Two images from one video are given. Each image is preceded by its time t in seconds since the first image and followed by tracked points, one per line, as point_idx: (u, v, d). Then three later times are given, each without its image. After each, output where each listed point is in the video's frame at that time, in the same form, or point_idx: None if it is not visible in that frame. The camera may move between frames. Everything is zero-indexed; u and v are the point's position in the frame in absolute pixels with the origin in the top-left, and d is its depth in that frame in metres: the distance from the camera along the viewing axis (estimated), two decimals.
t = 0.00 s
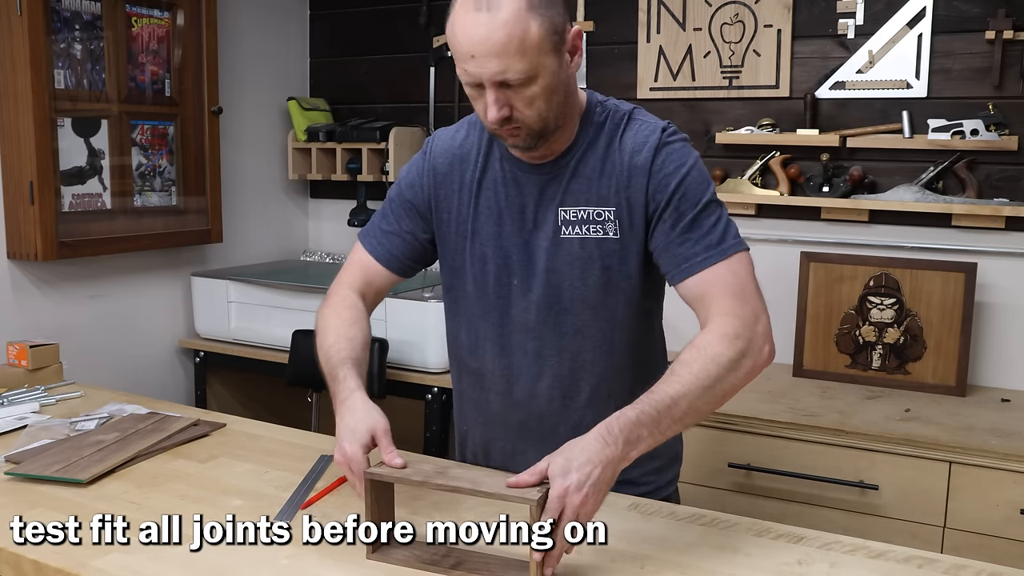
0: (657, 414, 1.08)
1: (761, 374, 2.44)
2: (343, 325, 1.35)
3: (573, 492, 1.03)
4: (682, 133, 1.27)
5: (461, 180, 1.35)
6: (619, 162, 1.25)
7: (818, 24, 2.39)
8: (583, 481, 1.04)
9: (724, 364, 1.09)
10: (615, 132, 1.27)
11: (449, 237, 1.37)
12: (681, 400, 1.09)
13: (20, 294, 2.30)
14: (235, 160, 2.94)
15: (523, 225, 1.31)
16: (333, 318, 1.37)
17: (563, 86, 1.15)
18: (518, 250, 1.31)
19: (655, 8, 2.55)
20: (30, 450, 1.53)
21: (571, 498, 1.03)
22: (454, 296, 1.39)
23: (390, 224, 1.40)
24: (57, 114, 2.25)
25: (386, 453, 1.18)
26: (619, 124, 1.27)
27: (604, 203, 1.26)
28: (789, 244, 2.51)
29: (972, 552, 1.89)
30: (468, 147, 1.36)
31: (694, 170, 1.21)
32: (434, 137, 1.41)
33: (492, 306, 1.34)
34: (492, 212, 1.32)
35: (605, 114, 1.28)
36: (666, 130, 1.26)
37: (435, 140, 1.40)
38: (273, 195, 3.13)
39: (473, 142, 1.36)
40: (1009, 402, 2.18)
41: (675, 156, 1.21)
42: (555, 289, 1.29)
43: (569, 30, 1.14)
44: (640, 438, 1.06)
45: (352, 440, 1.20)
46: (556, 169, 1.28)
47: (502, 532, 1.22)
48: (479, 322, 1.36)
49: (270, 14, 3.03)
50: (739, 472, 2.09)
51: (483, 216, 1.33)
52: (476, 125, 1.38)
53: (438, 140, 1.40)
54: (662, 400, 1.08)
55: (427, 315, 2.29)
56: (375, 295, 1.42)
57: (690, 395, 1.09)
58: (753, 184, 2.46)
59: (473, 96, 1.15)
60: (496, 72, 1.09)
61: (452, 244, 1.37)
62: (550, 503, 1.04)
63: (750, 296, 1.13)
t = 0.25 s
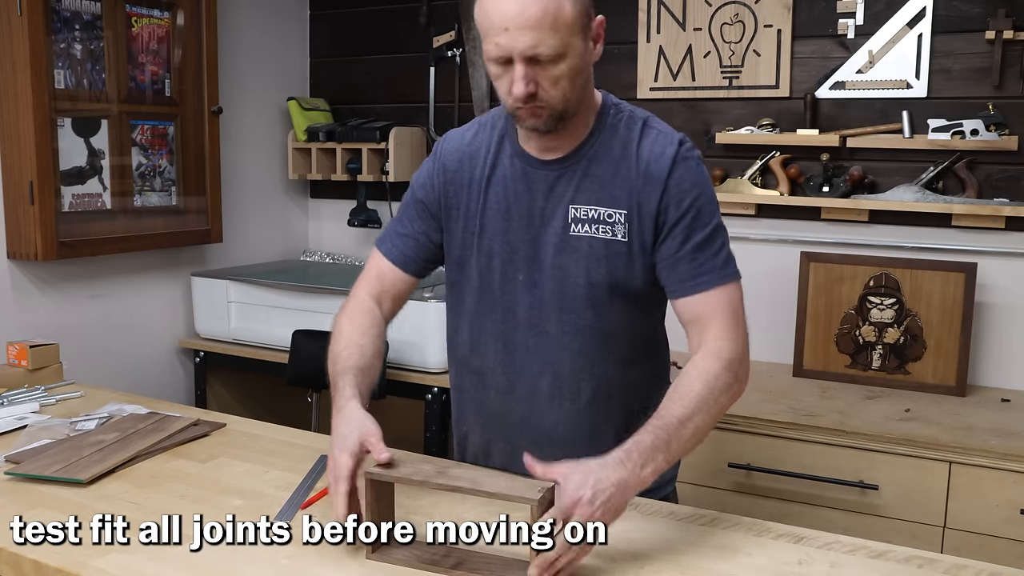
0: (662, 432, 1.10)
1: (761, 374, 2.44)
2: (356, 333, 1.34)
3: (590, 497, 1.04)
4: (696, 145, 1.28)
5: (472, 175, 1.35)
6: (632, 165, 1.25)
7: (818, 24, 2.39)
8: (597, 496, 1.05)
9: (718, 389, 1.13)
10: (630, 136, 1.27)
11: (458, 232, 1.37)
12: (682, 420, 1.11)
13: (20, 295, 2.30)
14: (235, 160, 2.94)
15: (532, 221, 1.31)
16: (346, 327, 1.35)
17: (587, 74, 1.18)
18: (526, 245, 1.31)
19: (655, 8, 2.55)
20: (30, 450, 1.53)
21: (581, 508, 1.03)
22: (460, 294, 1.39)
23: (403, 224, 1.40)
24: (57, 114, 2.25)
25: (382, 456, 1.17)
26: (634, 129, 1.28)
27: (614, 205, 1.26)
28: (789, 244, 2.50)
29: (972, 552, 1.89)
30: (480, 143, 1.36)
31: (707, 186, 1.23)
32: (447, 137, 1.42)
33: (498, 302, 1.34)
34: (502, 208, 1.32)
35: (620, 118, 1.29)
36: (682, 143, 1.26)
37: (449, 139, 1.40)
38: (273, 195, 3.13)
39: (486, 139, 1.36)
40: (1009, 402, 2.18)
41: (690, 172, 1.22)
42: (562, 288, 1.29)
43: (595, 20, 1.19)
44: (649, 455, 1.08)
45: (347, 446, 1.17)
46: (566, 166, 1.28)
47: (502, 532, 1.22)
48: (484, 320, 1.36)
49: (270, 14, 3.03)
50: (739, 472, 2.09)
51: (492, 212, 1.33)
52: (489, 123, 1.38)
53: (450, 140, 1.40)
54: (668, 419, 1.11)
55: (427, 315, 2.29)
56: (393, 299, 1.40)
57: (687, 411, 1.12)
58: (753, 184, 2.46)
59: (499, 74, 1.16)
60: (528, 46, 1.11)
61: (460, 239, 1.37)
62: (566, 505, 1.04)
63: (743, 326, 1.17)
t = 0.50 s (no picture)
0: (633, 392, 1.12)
1: (761, 374, 2.44)
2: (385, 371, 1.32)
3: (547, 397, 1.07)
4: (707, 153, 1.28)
5: (480, 179, 1.34)
6: (642, 170, 1.25)
7: (817, 24, 2.39)
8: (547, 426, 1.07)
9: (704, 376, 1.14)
10: (641, 142, 1.27)
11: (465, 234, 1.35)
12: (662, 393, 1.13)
13: (20, 294, 2.30)
14: (235, 160, 2.94)
15: (540, 224, 1.30)
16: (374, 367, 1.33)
17: (607, 81, 1.19)
18: (534, 248, 1.30)
19: (655, 8, 2.55)
20: (30, 450, 1.53)
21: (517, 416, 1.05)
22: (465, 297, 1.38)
23: (418, 236, 1.39)
24: (57, 114, 2.25)
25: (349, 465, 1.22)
26: (646, 135, 1.28)
27: (623, 209, 1.25)
28: (789, 244, 2.50)
29: (973, 552, 1.89)
30: (489, 148, 1.35)
31: (717, 195, 1.23)
32: (456, 144, 1.40)
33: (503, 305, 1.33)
34: (509, 211, 1.31)
35: (631, 124, 1.29)
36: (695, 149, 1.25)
37: (457, 146, 1.39)
38: (273, 195, 3.13)
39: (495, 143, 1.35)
40: (1009, 402, 2.18)
41: (701, 183, 1.23)
42: (569, 290, 1.29)
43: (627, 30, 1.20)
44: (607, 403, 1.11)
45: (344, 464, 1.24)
46: (575, 169, 1.28)
47: (502, 532, 1.22)
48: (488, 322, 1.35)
49: (270, 14, 3.03)
50: (739, 472, 2.09)
51: (499, 214, 1.32)
52: (498, 128, 1.37)
53: (458, 147, 1.38)
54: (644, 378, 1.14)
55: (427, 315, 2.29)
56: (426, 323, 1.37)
57: (669, 390, 1.13)
58: (753, 184, 2.47)
59: (522, 63, 1.17)
60: (556, 39, 1.13)
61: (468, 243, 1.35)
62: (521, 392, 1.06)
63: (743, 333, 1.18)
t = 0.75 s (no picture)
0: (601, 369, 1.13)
1: (761, 374, 2.44)
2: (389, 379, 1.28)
3: (513, 341, 1.06)
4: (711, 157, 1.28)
5: (487, 179, 1.33)
6: (648, 171, 1.25)
7: (817, 24, 2.39)
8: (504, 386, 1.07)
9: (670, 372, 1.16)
10: (648, 144, 1.27)
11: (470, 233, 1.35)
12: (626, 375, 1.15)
13: (20, 294, 2.30)
14: (235, 160, 2.94)
15: (546, 224, 1.30)
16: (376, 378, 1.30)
17: (616, 82, 1.19)
18: (539, 248, 1.30)
19: (655, 8, 2.55)
20: (30, 450, 1.53)
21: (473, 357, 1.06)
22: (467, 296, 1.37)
23: (423, 235, 1.38)
24: (57, 114, 2.25)
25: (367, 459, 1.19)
26: (651, 137, 1.28)
27: (629, 209, 1.25)
28: (789, 244, 2.50)
29: (972, 552, 1.89)
30: (496, 147, 1.34)
31: (716, 200, 1.24)
32: (462, 143, 1.39)
33: (508, 303, 1.33)
34: (514, 211, 1.31)
35: (637, 126, 1.29)
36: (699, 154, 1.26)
37: (463, 145, 1.38)
38: (273, 195, 3.13)
39: (502, 143, 1.34)
40: (1009, 402, 2.18)
41: (704, 188, 1.23)
42: (574, 290, 1.29)
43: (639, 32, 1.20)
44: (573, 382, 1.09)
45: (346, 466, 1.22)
46: (581, 168, 1.28)
47: (502, 532, 1.22)
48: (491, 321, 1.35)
49: (270, 14, 3.03)
50: (739, 472, 2.09)
51: (505, 213, 1.31)
52: (505, 128, 1.36)
53: (464, 146, 1.37)
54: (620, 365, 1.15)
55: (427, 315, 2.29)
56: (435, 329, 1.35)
57: (636, 374, 1.15)
58: (753, 184, 2.47)
59: (532, 55, 1.17)
60: (567, 32, 1.13)
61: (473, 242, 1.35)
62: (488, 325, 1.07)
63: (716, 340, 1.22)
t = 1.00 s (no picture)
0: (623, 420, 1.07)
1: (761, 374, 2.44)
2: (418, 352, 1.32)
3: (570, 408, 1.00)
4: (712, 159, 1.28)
5: (485, 180, 1.33)
6: (648, 173, 1.25)
7: (818, 24, 2.39)
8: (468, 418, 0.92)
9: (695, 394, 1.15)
10: (647, 145, 1.27)
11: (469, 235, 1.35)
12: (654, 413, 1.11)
13: (20, 294, 2.30)
14: (235, 160, 2.94)
15: (545, 226, 1.29)
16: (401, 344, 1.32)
17: (616, 76, 1.18)
18: (539, 251, 1.30)
19: (655, 8, 2.55)
20: (30, 450, 1.53)
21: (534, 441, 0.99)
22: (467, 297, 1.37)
23: (423, 239, 1.39)
24: (57, 114, 2.25)
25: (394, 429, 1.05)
26: (652, 138, 1.28)
27: (629, 212, 1.25)
28: (789, 244, 2.50)
29: (973, 552, 1.89)
30: (495, 149, 1.34)
31: (718, 203, 1.24)
32: (459, 143, 1.39)
33: (508, 306, 1.33)
34: (514, 213, 1.30)
35: (637, 126, 1.29)
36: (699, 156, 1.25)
37: (460, 146, 1.38)
38: (273, 195, 3.13)
39: (500, 144, 1.34)
40: (1009, 402, 2.18)
41: (705, 190, 1.23)
42: (573, 293, 1.28)
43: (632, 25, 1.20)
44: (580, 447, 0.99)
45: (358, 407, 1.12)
46: (581, 169, 1.28)
47: (502, 532, 1.22)
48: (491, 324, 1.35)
49: (270, 14, 3.03)
50: (739, 472, 2.09)
51: (504, 215, 1.31)
52: (502, 128, 1.36)
53: (462, 146, 1.38)
54: (631, 406, 1.10)
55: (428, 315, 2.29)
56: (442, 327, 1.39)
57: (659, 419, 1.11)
58: (753, 184, 2.47)
59: (531, 59, 1.17)
60: (566, 32, 1.12)
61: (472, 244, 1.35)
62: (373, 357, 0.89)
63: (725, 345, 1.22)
